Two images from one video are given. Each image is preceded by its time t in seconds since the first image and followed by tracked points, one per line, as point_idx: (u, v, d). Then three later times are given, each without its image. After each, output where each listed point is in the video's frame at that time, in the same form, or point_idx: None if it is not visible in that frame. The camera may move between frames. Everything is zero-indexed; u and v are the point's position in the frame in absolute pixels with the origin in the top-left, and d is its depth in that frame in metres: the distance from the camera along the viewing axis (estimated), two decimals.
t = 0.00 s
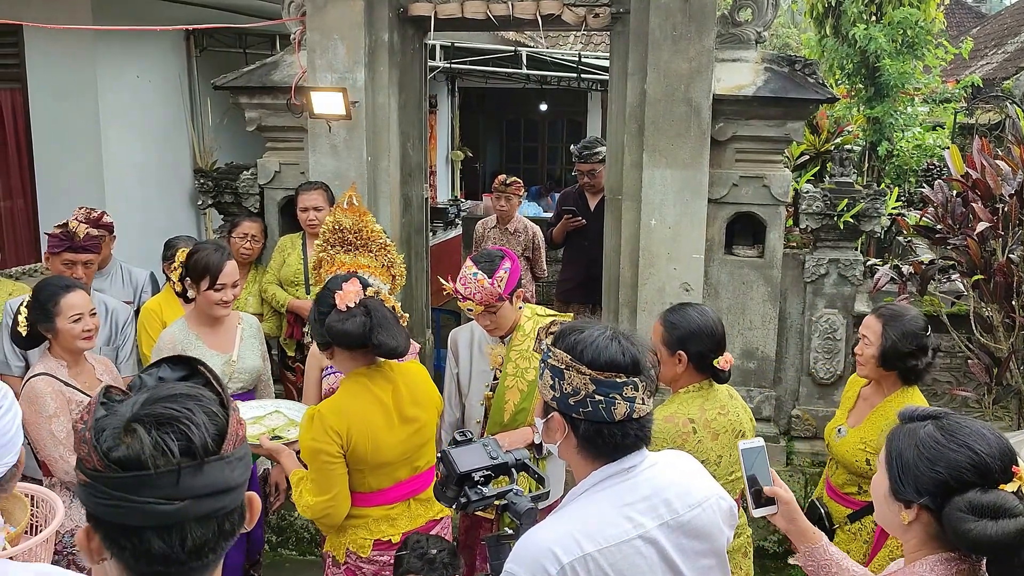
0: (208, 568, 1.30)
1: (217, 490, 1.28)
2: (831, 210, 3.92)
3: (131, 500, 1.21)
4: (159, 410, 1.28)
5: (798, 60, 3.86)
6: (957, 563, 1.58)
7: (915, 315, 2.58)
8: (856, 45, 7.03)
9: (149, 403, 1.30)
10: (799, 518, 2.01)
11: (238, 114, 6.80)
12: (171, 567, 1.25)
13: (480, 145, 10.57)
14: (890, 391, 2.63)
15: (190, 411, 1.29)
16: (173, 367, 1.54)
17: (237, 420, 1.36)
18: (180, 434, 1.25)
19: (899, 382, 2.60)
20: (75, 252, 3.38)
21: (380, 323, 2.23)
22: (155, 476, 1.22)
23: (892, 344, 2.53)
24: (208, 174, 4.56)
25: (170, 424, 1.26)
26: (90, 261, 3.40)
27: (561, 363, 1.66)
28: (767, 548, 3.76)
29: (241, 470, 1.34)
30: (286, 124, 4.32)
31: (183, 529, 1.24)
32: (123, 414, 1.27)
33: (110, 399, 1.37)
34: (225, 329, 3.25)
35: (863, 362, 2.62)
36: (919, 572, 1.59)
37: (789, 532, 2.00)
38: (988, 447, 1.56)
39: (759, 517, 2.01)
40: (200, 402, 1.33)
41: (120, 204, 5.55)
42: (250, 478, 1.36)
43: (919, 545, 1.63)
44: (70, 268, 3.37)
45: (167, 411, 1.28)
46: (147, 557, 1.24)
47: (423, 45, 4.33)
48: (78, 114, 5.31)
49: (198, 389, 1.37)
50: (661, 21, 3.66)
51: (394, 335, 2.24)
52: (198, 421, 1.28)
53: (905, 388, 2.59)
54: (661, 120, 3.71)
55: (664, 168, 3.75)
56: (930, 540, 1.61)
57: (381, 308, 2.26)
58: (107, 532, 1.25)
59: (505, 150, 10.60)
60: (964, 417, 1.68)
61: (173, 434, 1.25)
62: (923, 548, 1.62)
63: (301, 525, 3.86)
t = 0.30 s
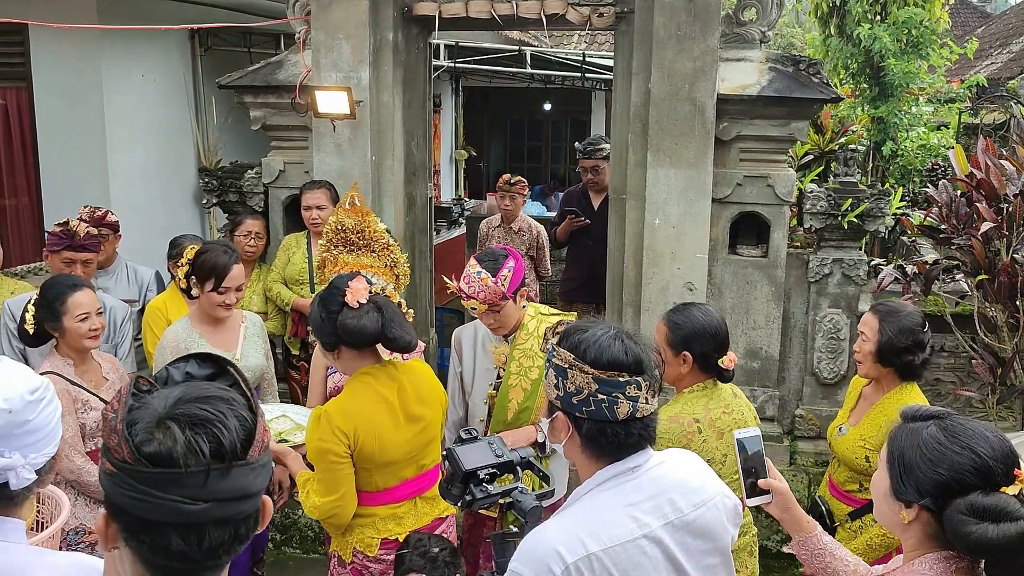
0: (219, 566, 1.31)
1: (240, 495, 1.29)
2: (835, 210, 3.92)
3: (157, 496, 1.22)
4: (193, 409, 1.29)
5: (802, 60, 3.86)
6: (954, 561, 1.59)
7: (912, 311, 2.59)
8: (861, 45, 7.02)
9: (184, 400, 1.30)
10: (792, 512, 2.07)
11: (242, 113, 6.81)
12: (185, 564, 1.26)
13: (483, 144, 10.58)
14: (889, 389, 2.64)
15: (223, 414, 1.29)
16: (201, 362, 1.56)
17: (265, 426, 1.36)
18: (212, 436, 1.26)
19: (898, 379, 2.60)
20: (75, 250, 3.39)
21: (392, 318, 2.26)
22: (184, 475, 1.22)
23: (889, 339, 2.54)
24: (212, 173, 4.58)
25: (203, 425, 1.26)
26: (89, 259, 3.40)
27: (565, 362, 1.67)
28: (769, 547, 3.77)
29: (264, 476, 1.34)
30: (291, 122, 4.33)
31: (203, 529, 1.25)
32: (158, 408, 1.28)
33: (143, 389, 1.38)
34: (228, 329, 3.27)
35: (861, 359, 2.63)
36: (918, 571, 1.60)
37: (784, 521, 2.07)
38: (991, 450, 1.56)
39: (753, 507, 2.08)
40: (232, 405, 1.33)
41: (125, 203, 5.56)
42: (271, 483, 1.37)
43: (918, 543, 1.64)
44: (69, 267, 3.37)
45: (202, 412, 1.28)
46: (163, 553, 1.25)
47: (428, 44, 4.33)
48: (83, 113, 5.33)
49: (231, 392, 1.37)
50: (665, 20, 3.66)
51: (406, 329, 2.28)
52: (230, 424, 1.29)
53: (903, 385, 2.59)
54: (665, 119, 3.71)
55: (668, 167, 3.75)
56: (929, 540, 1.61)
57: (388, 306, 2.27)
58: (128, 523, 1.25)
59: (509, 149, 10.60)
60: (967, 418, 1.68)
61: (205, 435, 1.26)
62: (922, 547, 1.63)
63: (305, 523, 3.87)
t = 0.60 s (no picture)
0: (235, 565, 1.31)
1: (258, 501, 1.28)
2: (841, 209, 3.92)
3: (177, 489, 1.24)
4: (224, 408, 1.30)
5: (809, 59, 3.85)
6: (961, 560, 1.59)
7: (918, 308, 2.58)
8: (868, 44, 7.00)
9: (220, 397, 1.32)
10: (798, 509, 2.08)
11: (249, 111, 6.82)
12: (199, 561, 1.27)
13: (489, 142, 10.58)
14: (893, 385, 2.63)
15: (251, 417, 1.29)
16: (256, 361, 1.57)
17: (294, 436, 1.35)
18: (235, 437, 1.26)
19: (902, 375, 2.60)
20: (65, 247, 3.38)
21: (401, 315, 2.28)
22: (203, 473, 1.23)
23: (896, 336, 2.53)
24: (219, 171, 4.59)
25: (229, 425, 1.27)
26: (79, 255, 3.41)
27: (572, 360, 1.67)
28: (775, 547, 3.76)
29: (286, 484, 1.33)
30: (298, 121, 4.33)
31: (217, 529, 1.26)
32: (193, 402, 1.30)
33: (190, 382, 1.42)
34: (234, 327, 3.28)
35: (867, 355, 2.63)
36: (925, 569, 1.60)
37: (790, 518, 2.09)
38: (999, 448, 1.56)
39: (759, 505, 2.09)
40: (264, 409, 1.32)
41: (132, 201, 5.58)
42: (294, 490, 1.36)
43: (925, 542, 1.64)
44: (60, 264, 3.36)
45: (231, 412, 1.29)
46: (178, 545, 1.27)
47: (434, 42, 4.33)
48: (91, 111, 5.35)
49: (268, 395, 1.37)
50: (672, 19, 3.66)
51: (415, 325, 2.30)
52: (256, 428, 1.28)
53: (909, 381, 2.59)
54: (672, 118, 3.71)
55: (675, 166, 3.75)
56: (937, 538, 1.61)
57: (394, 303, 2.28)
58: (151, 511, 1.28)
59: (515, 147, 10.60)
60: (974, 416, 1.68)
61: (229, 436, 1.26)
62: (930, 546, 1.63)
63: (311, 521, 3.87)
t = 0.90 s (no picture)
0: (241, 563, 1.32)
1: (257, 505, 1.27)
2: (849, 209, 3.91)
3: (178, 487, 1.25)
4: (229, 409, 1.29)
5: (816, 58, 3.85)
6: (971, 559, 1.59)
7: (926, 308, 2.58)
8: (875, 43, 6.98)
9: (227, 397, 1.32)
10: (803, 506, 2.08)
11: (256, 110, 6.83)
12: (202, 558, 1.29)
13: (495, 142, 10.58)
14: (901, 384, 2.63)
15: (253, 419, 1.29)
16: (276, 356, 1.57)
17: (300, 438, 1.33)
18: (234, 440, 1.26)
19: (910, 374, 2.60)
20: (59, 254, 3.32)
21: (409, 312, 2.29)
22: (202, 474, 1.24)
23: (905, 335, 2.53)
24: (227, 170, 4.61)
25: (230, 427, 1.27)
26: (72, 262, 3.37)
27: (578, 359, 1.69)
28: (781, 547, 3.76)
29: (289, 487, 1.32)
30: (305, 120, 4.34)
31: (218, 529, 1.27)
32: (199, 400, 1.31)
33: (206, 377, 1.43)
34: (242, 325, 3.30)
35: (875, 354, 2.63)
36: (934, 569, 1.61)
37: (796, 515, 2.09)
38: (1011, 448, 1.55)
39: (766, 502, 2.07)
40: (268, 411, 1.32)
41: (138, 200, 5.60)
42: (300, 491, 1.35)
43: (933, 541, 1.64)
44: (54, 270, 3.31)
45: (234, 414, 1.29)
46: (181, 542, 1.29)
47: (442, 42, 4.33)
48: (98, 110, 5.37)
49: (277, 396, 1.36)
50: (680, 18, 3.65)
51: (423, 322, 2.31)
52: (257, 431, 1.28)
53: (915, 380, 2.59)
54: (679, 118, 3.71)
55: (682, 166, 3.75)
56: (946, 538, 1.61)
57: (402, 301, 2.30)
58: (156, 506, 1.31)
59: (521, 147, 10.60)
60: (985, 416, 1.67)
61: (229, 438, 1.26)
62: (938, 545, 1.63)
63: (318, 519, 3.88)
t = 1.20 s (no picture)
0: (253, 561, 1.33)
1: (270, 504, 1.28)
2: (856, 209, 3.90)
3: (193, 486, 1.26)
4: (243, 408, 1.30)
5: (823, 58, 3.84)
6: (981, 560, 1.58)
7: (930, 307, 2.58)
8: (882, 43, 6.97)
9: (241, 396, 1.32)
10: (806, 504, 2.11)
11: (262, 110, 6.85)
12: (214, 556, 1.30)
13: (501, 142, 10.59)
14: (904, 382, 2.63)
15: (268, 419, 1.30)
16: (288, 354, 1.59)
17: (313, 438, 1.34)
18: (250, 440, 1.26)
19: (913, 373, 2.60)
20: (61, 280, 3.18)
21: (412, 312, 2.30)
22: (217, 473, 1.25)
23: (909, 334, 2.53)
24: (234, 169, 4.62)
25: (244, 427, 1.27)
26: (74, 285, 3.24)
27: (590, 360, 1.69)
28: (787, 548, 3.76)
29: (301, 486, 1.33)
30: (312, 120, 4.35)
31: (231, 527, 1.28)
32: (214, 399, 1.32)
33: (220, 375, 1.43)
34: (249, 325, 3.31)
35: (878, 352, 2.63)
36: (944, 570, 1.60)
37: (800, 513, 2.11)
38: None
39: (770, 500, 2.12)
40: (282, 411, 1.32)
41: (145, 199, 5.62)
42: (312, 490, 1.36)
43: (943, 542, 1.64)
44: (52, 292, 3.20)
45: (248, 413, 1.29)
46: (194, 540, 1.30)
47: (448, 42, 4.33)
48: (105, 110, 5.39)
49: (291, 395, 1.37)
50: (687, 18, 3.65)
51: (427, 322, 2.32)
52: (271, 431, 1.29)
53: (920, 379, 2.59)
54: (685, 118, 3.71)
55: (689, 166, 3.75)
56: (957, 539, 1.61)
57: (405, 301, 2.31)
58: (170, 504, 1.31)
59: (527, 146, 10.60)
60: (998, 417, 1.66)
61: (243, 438, 1.26)
62: (949, 545, 1.63)
63: (324, 518, 3.90)
